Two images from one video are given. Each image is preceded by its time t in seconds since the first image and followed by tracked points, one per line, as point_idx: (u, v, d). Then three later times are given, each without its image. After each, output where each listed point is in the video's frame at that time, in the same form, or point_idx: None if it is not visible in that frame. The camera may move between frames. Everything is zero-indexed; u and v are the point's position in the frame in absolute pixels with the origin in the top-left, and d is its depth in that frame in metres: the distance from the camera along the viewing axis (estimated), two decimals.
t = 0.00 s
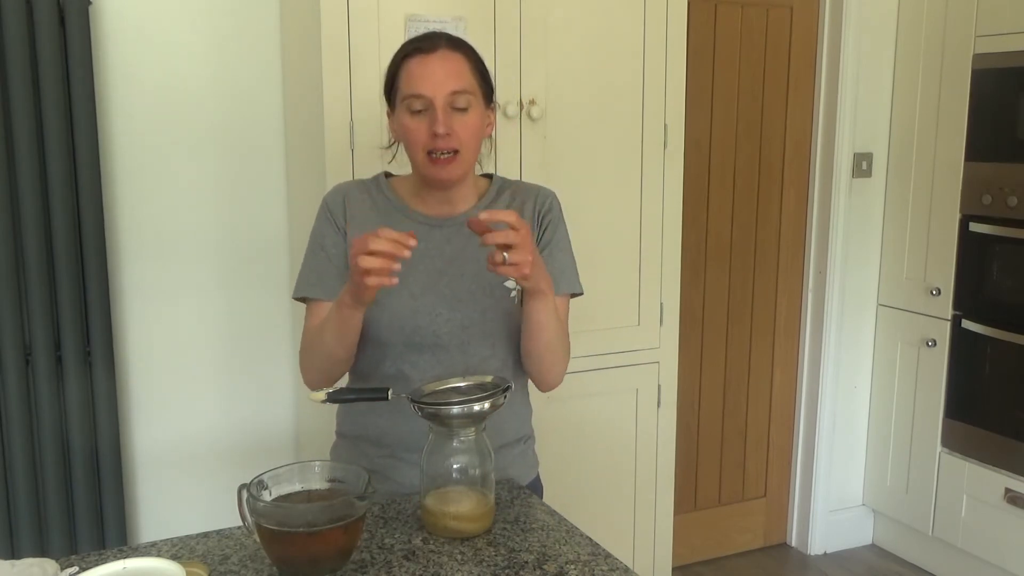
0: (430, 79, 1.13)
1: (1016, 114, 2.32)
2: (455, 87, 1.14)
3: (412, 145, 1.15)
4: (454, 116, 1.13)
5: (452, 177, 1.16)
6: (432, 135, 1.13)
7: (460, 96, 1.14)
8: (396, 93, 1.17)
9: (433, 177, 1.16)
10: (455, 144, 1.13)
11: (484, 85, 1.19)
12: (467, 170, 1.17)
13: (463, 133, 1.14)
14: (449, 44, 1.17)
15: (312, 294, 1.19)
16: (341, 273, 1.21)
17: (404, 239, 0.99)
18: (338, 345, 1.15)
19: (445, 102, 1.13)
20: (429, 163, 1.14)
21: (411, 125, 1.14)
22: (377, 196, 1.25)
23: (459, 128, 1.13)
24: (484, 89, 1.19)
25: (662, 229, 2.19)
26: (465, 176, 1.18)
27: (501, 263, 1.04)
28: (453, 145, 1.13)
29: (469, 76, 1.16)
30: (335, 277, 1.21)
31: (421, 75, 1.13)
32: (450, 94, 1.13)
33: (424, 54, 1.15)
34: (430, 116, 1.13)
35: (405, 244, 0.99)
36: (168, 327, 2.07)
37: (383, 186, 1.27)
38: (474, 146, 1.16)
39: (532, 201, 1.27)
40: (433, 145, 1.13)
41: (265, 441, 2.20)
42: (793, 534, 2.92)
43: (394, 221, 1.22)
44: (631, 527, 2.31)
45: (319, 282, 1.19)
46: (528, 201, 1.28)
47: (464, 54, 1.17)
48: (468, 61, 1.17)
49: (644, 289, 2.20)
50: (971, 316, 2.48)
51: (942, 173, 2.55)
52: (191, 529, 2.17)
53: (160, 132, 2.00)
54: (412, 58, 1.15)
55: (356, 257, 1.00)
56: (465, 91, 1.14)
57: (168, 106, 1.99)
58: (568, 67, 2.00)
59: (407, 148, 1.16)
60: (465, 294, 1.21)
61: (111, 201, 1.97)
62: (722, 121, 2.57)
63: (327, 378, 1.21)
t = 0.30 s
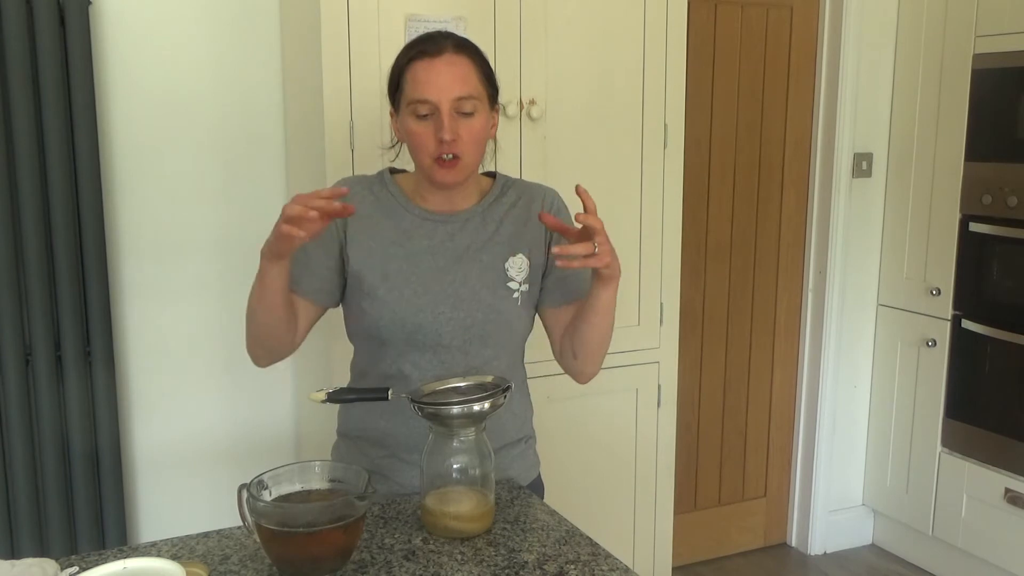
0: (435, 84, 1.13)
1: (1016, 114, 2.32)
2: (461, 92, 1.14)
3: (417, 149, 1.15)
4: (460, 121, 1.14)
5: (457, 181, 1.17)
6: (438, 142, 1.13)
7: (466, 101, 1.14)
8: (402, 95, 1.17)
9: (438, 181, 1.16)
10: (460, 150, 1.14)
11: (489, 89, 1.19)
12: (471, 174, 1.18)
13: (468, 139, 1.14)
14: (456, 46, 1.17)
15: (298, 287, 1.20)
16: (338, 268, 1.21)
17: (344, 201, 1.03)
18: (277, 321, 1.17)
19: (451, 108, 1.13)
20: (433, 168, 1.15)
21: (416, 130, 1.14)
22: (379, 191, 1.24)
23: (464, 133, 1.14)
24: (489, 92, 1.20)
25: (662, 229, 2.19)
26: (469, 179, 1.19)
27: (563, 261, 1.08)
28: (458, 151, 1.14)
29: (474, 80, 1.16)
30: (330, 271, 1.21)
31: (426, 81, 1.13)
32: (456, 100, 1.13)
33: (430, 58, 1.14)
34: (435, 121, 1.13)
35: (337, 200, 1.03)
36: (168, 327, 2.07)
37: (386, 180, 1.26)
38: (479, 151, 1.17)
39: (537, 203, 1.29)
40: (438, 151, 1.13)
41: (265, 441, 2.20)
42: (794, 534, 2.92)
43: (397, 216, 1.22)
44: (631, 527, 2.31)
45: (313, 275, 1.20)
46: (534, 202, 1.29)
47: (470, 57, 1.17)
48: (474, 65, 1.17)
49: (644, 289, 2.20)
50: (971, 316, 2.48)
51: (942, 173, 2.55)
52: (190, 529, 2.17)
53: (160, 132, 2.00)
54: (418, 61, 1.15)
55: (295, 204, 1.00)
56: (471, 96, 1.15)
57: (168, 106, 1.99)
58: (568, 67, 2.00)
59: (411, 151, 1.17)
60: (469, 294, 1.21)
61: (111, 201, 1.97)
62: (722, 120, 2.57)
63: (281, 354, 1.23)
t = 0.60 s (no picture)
0: (442, 84, 1.13)
1: (1016, 114, 2.32)
2: (467, 93, 1.14)
3: (422, 149, 1.15)
4: (465, 121, 1.14)
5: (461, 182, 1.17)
6: (443, 142, 1.13)
7: (472, 101, 1.14)
8: (407, 95, 1.17)
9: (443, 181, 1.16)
10: (466, 150, 1.14)
11: (494, 89, 1.19)
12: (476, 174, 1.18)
13: (473, 139, 1.14)
14: (462, 47, 1.17)
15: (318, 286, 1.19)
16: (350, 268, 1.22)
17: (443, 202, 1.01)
18: (347, 316, 1.13)
19: (457, 108, 1.13)
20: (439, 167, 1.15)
21: (421, 130, 1.14)
22: (384, 194, 1.25)
23: (470, 133, 1.14)
24: (495, 93, 1.20)
25: (663, 228, 2.19)
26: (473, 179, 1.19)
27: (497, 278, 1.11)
28: (464, 151, 1.14)
29: (480, 82, 1.16)
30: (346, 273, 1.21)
31: (433, 80, 1.12)
32: (462, 100, 1.13)
33: (436, 58, 1.14)
34: (441, 120, 1.13)
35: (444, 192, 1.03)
36: (168, 328, 2.07)
37: (391, 183, 1.26)
38: (484, 151, 1.16)
39: (538, 202, 1.27)
40: (443, 150, 1.13)
41: (265, 441, 2.20)
42: (794, 534, 2.92)
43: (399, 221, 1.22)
44: (632, 527, 2.31)
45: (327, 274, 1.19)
46: (534, 202, 1.27)
47: (476, 58, 1.18)
48: (480, 67, 1.17)
49: (645, 289, 2.20)
50: (971, 316, 2.48)
51: (942, 173, 2.55)
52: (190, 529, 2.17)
53: (160, 132, 2.00)
54: (424, 61, 1.14)
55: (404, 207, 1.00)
56: (477, 96, 1.15)
57: (169, 106, 1.99)
58: (568, 67, 2.00)
59: (416, 152, 1.16)
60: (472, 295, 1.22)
61: (111, 201, 1.98)
62: (722, 120, 2.57)
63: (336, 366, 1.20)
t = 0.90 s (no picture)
0: (452, 96, 1.12)
1: (1016, 114, 2.32)
2: (477, 105, 1.14)
3: (430, 158, 1.16)
4: (474, 133, 1.14)
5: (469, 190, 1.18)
6: (451, 153, 1.14)
7: (481, 113, 1.14)
8: (416, 101, 1.17)
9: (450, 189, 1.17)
10: (474, 161, 1.15)
11: (504, 98, 1.19)
12: (483, 182, 1.19)
13: (481, 151, 1.15)
14: (474, 55, 1.16)
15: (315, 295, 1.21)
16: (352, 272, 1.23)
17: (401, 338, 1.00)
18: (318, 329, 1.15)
19: (466, 120, 1.13)
20: (446, 177, 1.16)
21: (430, 140, 1.15)
22: (389, 194, 1.24)
23: (477, 145, 1.14)
24: (503, 101, 1.20)
25: (663, 229, 2.19)
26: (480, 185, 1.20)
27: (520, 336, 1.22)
28: (471, 162, 1.14)
29: (489, 92, 1.15)
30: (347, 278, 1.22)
31: (442, 92, 1.12)
32: (471, 112, 1.13)
33: (447, 67, 1.14)
34: (449, 132, 1.13)
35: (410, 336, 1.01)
36: (168, 327, 2.07)
37: (397, 181, 1.26)
38: (491, 162, 1.17)
39: (549, 206, 1.28)
40: (451, 162, 1.14)
41: (265, 441, 2.20)
42: (793, 534, 2.92)
43: (407, 218, 1.22)
44: (631, 527, 2.31)
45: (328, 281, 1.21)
46: (546, 207, 1.27)
47: (486, 66, 1.17)
48: (490, 76, 1.16)
49: (645, 289, 2.20)
50: (971, 316, 2.48)
51: (942, 173, 2.55)
52: (190, 529, 2.17)
53: (160, 132, 2.00)
54: (435, 70, 1.14)
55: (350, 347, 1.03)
56: (486, 109, 1.15)
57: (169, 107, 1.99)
58: (569, 67, 2.00)
59: (425, 159, 1.17)
60: (479, 296, 1.21)
61: (111, 202, 1.98)
62: (722, 120, 2.57)
63: (335, 359, 1.22)
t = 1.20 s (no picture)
0: (449, 98, 1.12)
1: (1016, 114, 2.32)
2: (474, 107, 1.13)
3: (431, 160, 1.16)
4: (473, 135, 1.14)
5: (470, 190, 1.18)
6: (450, 156, 1.14)
7: (479, 115, 1.14)
8: (415, 104, 1.17)
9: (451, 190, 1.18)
10: (474, 163, 1.15)
11: (502, 98, 1.19)
12: (483, 182, 1.19)
13: (480, 152, 1.15)
14: (471, 56, 1.15)
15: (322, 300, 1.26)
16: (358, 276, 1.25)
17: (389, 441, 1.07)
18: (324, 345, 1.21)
19: (464, 122, 1.13)
20: (446, 179, 1.16)
21: (429, 143, 1.15)
22: (391, 195, 1.25)
23: (477, 147, 1.14)
24: (502, 101, 1.19)
25: (663, 229, 2.19)
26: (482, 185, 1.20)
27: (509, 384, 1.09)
28: (471, 164, 1.15)
29: (487, 93, 1.15)
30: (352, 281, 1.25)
31: (440, 94, 1.12)
32: (469, 114, 1.13)
33: (444, 69, 1.14)
34: (448, 134, 1.13)
35: (389, 448, 1.06)
36: (168, 327, 2.07)
37: (401, 183, 1.27)
38: (491, 162, 1.17)
39: (552, 207, 1.26)
40: (450, 164, 1.14)
41: (265, 441, 2.20)
42: (794, 534, 2.92)
43: (408, 218, 1.22)
44: (631, 527, 2.31)
45: (334, 286, 1.25)
46: (550, 207, 1.26)
47: (484, 67, 1.16)
48: (488, 76, 1.16)
49: (645, 289, 2.20)
50: (971, 316, 2.48)
51: (942, 173, 2.55)
52: (190, 529, 2.17)
53: (160, 133, 2.00)
54: (432, 73, 1.14)
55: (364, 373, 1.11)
56: (484, 110, 1.14)
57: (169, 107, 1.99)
58: (569, 68, 2.01)
59: (425, 161, 1.18)
60: (479, 298, 1.21)
61: (111, 202, 1.98)
62: (722, 121, 2.57)
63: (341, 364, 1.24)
